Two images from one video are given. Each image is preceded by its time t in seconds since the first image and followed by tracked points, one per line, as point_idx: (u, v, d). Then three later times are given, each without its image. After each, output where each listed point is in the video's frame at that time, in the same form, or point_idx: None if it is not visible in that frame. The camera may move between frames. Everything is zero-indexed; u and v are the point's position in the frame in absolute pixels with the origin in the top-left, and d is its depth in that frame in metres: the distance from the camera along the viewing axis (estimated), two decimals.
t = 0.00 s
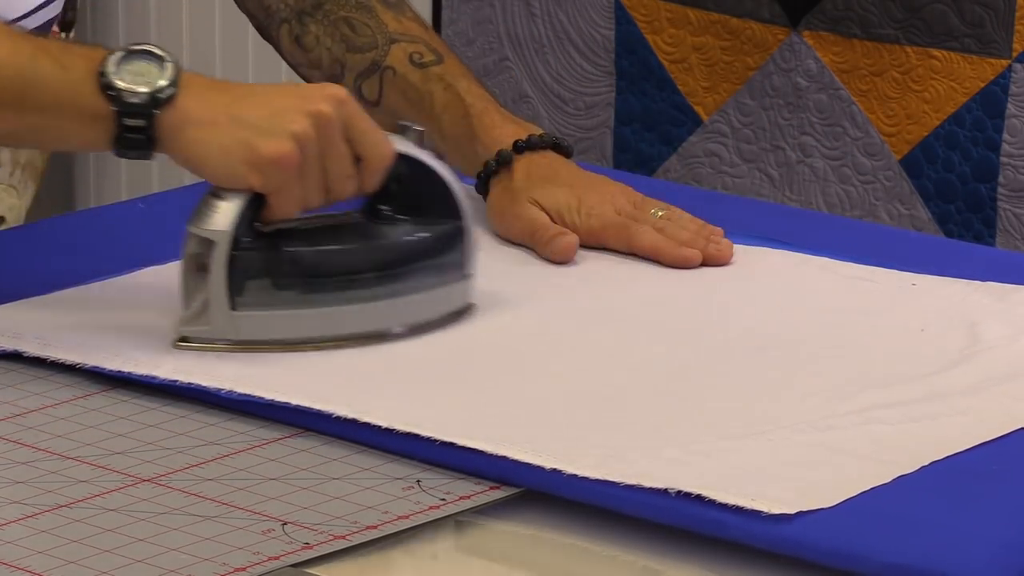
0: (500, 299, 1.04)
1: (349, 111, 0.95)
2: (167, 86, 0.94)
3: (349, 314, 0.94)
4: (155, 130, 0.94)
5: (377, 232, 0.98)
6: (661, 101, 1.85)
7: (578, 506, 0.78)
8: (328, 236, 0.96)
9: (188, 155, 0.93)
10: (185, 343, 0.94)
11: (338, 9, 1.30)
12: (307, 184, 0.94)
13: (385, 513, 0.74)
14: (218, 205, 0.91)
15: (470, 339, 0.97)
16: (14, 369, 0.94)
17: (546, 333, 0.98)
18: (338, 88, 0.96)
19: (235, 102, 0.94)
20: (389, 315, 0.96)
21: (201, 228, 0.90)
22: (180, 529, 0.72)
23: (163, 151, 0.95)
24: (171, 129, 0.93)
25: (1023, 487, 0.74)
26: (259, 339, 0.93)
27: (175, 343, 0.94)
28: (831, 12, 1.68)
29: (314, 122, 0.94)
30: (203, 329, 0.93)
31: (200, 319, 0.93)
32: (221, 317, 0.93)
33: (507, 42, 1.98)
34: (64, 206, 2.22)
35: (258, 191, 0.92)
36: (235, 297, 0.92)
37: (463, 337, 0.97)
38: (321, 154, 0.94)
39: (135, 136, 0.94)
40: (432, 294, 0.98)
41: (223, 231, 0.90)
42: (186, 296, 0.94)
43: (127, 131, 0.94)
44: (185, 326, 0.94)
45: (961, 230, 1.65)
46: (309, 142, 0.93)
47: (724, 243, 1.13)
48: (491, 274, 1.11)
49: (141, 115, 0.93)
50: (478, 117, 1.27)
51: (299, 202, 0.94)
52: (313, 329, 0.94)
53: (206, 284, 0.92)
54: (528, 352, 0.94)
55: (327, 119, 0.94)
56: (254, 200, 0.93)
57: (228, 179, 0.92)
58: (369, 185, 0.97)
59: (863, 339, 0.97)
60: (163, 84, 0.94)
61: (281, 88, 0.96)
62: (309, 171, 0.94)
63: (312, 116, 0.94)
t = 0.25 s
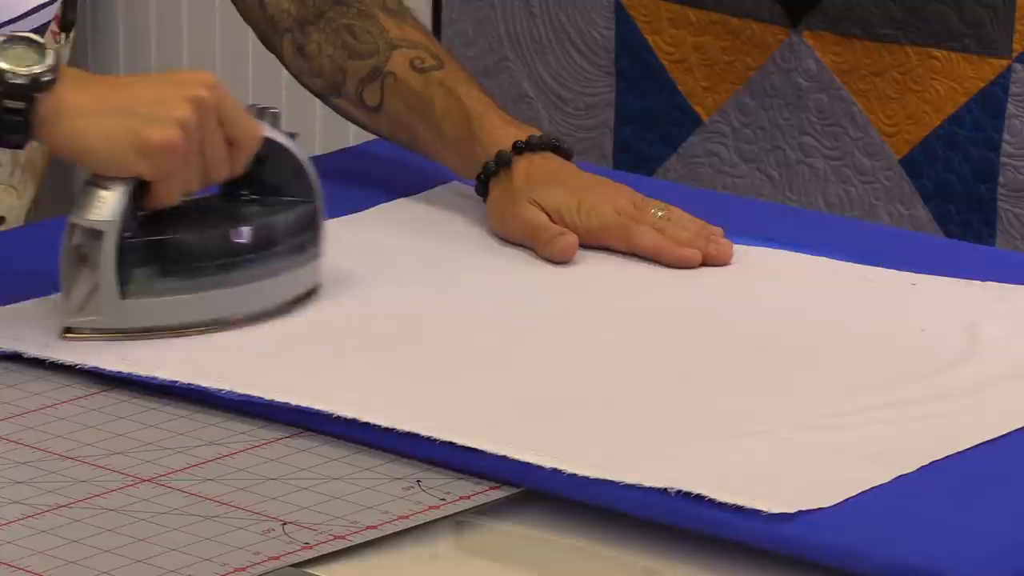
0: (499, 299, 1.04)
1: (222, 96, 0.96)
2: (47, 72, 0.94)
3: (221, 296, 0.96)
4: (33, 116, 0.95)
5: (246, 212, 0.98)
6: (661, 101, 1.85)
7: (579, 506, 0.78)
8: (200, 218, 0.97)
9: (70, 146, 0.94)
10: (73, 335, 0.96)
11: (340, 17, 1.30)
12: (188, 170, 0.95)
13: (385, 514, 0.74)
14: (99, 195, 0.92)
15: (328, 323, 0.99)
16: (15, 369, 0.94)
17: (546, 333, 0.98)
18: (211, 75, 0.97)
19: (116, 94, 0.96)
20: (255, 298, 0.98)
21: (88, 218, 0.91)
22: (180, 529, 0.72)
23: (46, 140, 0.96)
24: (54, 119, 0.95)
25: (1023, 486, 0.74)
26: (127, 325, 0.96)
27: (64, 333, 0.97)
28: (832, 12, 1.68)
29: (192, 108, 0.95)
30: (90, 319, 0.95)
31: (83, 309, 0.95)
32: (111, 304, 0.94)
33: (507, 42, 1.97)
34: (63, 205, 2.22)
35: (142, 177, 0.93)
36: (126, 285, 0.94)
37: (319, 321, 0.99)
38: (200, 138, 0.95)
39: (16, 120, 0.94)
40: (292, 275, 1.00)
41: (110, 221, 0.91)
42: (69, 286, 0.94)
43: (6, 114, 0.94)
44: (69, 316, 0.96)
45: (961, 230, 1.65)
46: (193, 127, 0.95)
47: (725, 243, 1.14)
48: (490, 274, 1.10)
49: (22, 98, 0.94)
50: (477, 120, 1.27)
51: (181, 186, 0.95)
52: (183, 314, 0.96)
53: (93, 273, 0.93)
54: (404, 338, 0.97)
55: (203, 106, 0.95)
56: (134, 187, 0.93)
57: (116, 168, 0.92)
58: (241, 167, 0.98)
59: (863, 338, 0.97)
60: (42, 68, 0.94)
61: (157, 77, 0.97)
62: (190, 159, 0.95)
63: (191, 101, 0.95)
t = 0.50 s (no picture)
0: (499, 299, 1.04)
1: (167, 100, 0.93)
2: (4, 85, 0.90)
3: (171, 309, 0.94)
4: None
5: (190, 220, 0.96)
6: (661, 101, 1.84)
7: (579, 506, 0.78)
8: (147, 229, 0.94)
9: (19, 159, 0.89)
10: (28, 351, 0.92)
11: (341, 17, 1.30)
12: (141, 177, 0.92)
13: (385, 513, 0.74)
14: (54, 209, 0.89)
15: (273, 330, 0.98)
16: (16, 370, 0.94)
17: (546, 333, 0.98)
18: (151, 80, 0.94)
19: (59, 101, 0.91)
20: (202, 309, 0.96)
21: (45, 231, 0.88)
22: (180, 529, 0.72)
23: None
24: None
25: (1023, 486, 0.74)
26: (86, 341, 0.92)
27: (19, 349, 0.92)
28: (832, 12, 1.68)
29: (143, 114, 0.91)
30: (46, 335, 0.91)
31: (36, 325, 0.91)
32: (67, 320, 0.91)
33: (507, 42, 1.97)
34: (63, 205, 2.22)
35: (100, 187, 0.89)
36: (84, 299, 0.91)
37: (263, 329, 0.98)
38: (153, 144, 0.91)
39: None
40: (234, 283, 0.99)
41: (67, 235, 0.88)
42: (22, 301, 0.91)
43: None
44: (26, 332, 0.91)
45: (961, 230, 1.65)
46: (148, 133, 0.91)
47: (725, 243, 1.14)
48: (490, 274, 1.10)
49: None
50: (477, 120, 1.27)
51: (136, 195, 0.92)
52: (133, 327, 0.93)
53: (50, 286, 0.90)
54: (365, 342, 0.95)
55: (151, 111, 0.92)
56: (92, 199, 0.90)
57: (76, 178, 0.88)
58: (187, 172, 0.96)
59: (863, 338, 0.97)
60: None
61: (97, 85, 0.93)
62: (144, 166, 0.91)
63: (141, 106, 0.91)
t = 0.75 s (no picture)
0: (500, 299, 1.04)
1: (258, 131, 0.87)
2: (81, 114, 0.86)
3: (259, 348, 0.88)
4: (64, 159, 0.86)
5: (287, 257, 0.90)
6: (661, 101, 1.84)
7: (579, 507, 0.78)
8: (238, 264, 0.88)
9: (97, 189, 0.84)
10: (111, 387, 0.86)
11: (340, 17, 1.29)
12: (226, 211, 0.85)
13: (385, 513, 0.74)
14: (135, 240, 0.83)
15: (376, 369, 0.91)
16: (16, 369, 0.94)
17: (546, 333, 0.97)
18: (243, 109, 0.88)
19: (145, 132, 0.87)
20: (297, 349, 0.89)
21: (124, 264, 0.82)
22: (180, 529, 0.72)
23: (70, 184, 0.87)
24: (77, 160, 0.86)
25: (1022, 486, 0.74)
26: (168, 379, 0.86)
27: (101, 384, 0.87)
28: (832, 12, 1.68)
29: (225, 143, 0.85)
30: (127, 372, 0.85)
31: (119, 360, 0.85)
32: (148, 357, 0.85)
33: (507, 42, 1.96)
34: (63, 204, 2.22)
35: (177, 219, 0.83)
36: (164, 335, 0.85)
37: (368, 368, 0.91)
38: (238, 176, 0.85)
39: (41, 161, 0.86)
40: (342, 322, 0.92)
41: (147, 269, 0.82)
42: (104, 334, 0.85)
43: (38, 155, 0.86)
44: (106, 367, 0.86)
45: (961, 230, 1.65)
46: (232, 166, 0.85)
47: (725, 243, 1.14)
48: (491, 274, 1.10)
49: (54, 138, 0.86)
50: (477, 120, 1.27)
51: (222, 229, 0.86)
52: (223, 367, 0.87)
53: (130, 320, 0.84)
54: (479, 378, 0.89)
55: (236, 141, 0.86)
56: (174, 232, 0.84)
57: (148, 209, 0.82)
58: (285, 209, 0.89)
59: (863, 338, 0.97)
60: (76, 111, 0.86)
61: (187, 115, 0.88)
62: (228, 199, 0.85)
63: (225, 135, 0.85)
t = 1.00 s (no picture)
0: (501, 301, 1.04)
1: (380, 165, 0.82)
2: (194, 143, 0.82)
3: (383, 392, 0.81)
4: (174, 192, 0.82)
5: (411, 298, 0.84)
6: (661, 101, 1.84)
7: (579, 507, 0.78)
8: (357, 303, 0.82)
9: (209, 222, 0.80)
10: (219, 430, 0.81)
11: (340, 14, 1.29)
12: (340, 247, 0.81)
13: (385, 514, 0.74)
14: (249, 277, 0.77)
15: (511, 411, 0.84)
16: (15, 369, 0.94)
17: (547, 334, 0.97)
18: (365, 143, 0.83)
19: (260, 164, 0.82)
20: (422, 393, 0.83)
21: (235, 303, 0.77)
22: (180, 529, 0.72)
23: (183, 219, 0.82)
24: (190, 192, 0.81)
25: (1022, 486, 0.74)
26: (280, 423, 0.80)
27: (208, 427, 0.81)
28: (832, 12, 1.68)
29: (344, 177, 0.80)
30: (235, 416, 0.80)
31: (227, 402, 0.80)
32: (257, 400, 0.79)
33: (507, 42, 1.96)
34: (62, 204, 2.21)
35: (290, 256, 0.79)
36: (272, 377, 0.78)
37: (499, 412, 0.84)
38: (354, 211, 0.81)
39: (152, 193, 0.81)
40: (472, 368, 0.85)
41: (259, 307, 0.77)
42: (215, 376, 0.80)
43: (146, 186, 0.82)
44: (214, 409, 0.80)
45: (961, 230, 1.65)
46: (348, 200, 0.80)
47: (726, 243, 1.14)
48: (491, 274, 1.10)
49: (164, 168, 0.81)
50: (477, 120, 1.27)
51: (336, 265, 0.81)
52: (342, 413, 0.80)
53: (240, 361, 0.78)
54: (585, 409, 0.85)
55: (358, 175, 0.81)
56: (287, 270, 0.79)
57: (259, 244, 0.78)
58: (408, 249, 0.84)
59: (864, 339, 0.97)
60: (188, 140, 0.82)
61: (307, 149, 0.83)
62: (343, 234, 0.80)
63: (342, 169, 0.81)
